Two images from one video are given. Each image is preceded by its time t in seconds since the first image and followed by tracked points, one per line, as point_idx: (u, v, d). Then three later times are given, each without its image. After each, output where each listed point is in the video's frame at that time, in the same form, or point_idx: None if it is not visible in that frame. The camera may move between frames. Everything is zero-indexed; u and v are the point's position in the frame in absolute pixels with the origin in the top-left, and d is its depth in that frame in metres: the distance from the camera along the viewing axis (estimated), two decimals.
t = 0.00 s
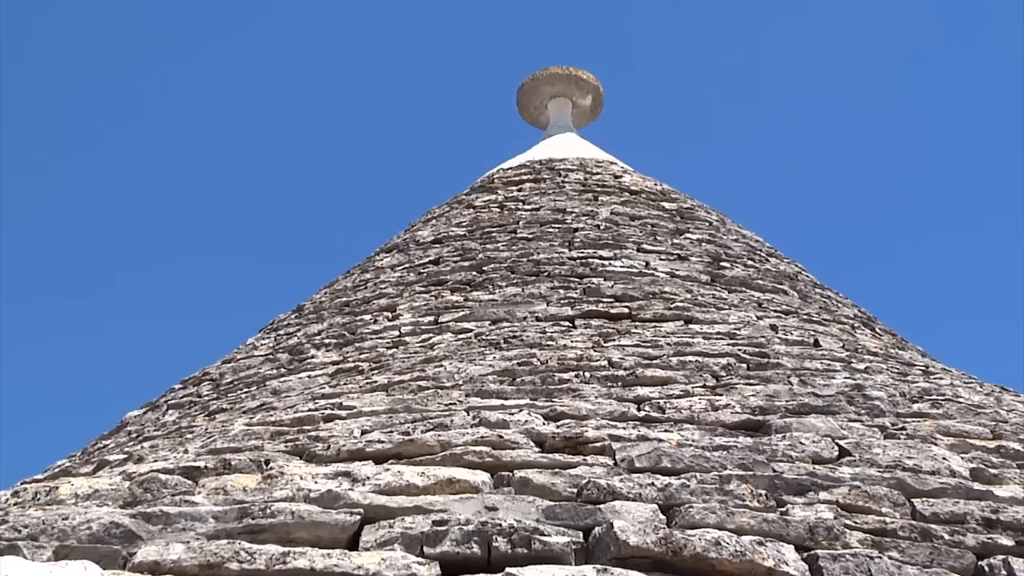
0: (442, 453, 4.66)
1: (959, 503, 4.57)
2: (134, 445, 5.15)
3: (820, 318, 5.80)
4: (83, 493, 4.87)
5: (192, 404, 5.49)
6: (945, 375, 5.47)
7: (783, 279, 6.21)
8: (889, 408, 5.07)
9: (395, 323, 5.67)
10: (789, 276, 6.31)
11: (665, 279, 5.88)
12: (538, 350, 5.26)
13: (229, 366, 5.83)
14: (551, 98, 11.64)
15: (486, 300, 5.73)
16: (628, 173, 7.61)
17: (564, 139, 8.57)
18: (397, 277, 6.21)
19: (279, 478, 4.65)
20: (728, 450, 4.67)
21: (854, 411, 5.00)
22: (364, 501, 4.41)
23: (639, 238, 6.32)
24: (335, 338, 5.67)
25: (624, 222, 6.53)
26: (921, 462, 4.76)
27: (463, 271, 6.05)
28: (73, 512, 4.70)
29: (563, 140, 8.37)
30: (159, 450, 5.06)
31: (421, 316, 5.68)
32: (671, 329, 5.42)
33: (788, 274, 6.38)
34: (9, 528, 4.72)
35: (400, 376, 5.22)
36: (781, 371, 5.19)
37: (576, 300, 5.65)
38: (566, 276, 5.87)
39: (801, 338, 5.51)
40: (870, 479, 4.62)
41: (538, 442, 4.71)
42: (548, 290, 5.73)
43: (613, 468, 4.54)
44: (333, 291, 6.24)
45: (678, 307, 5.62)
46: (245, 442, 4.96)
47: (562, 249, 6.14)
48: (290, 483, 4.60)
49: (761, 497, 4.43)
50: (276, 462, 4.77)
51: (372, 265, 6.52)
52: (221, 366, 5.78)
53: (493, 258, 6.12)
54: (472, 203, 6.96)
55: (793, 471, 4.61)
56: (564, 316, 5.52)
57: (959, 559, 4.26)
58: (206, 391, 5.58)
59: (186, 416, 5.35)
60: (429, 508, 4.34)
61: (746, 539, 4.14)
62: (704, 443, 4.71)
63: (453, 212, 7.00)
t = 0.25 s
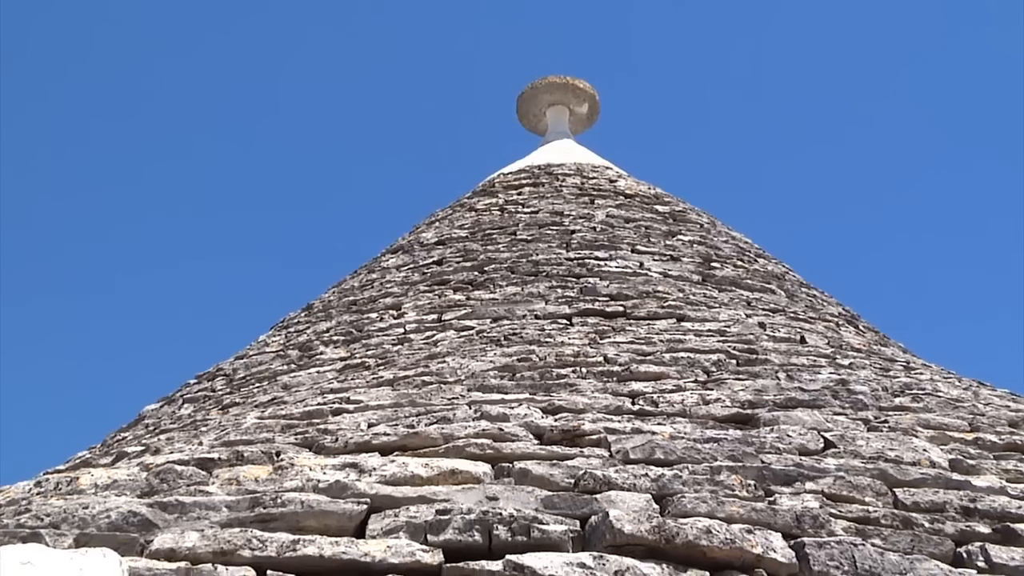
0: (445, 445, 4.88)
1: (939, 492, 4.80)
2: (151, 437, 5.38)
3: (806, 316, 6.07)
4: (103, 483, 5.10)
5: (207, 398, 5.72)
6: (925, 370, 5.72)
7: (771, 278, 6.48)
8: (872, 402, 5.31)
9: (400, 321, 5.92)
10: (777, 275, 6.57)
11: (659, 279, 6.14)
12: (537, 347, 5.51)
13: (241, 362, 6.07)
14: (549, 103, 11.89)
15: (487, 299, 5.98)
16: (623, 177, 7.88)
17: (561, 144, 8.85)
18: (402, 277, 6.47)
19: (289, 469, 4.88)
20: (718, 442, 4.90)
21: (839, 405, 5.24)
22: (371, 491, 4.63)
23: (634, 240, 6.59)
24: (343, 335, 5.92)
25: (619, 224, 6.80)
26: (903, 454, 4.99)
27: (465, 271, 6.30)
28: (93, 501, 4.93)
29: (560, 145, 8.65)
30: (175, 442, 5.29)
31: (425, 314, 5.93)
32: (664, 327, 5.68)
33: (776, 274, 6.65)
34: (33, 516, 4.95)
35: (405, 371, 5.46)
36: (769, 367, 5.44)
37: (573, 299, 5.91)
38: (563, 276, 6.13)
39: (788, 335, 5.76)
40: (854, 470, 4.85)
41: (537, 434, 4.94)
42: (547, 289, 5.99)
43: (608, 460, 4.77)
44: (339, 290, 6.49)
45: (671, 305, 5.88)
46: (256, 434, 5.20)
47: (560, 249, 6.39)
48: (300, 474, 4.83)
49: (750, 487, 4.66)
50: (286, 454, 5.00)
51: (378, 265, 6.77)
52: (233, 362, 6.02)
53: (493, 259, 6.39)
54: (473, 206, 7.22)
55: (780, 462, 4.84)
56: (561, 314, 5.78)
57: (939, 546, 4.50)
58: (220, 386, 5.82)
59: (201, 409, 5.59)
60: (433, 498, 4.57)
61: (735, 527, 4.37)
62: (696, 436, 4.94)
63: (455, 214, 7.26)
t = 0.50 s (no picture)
0: (448, 433, 5.11)
1: (921, 478, 5.03)
2: (166, 425, 5.61)
3: (793, 310, 6.32)
4: (120, 469, 5.33)
5: (219, 387, 5.96)
6: (908, 360, 5.97)
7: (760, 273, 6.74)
8: (857, 392, 5.54)
9: (405, 313, 6.16)
10: (766, 270, 6.83)
11: (653, 273, 6.39)
12: (536, 339, 5.74)
13: (252, 353, 6.31)
14: (548, 104, 12.20)
15: (488, 293, 6.22)
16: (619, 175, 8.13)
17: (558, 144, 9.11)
18: (406, 272, 6.71)
19: (298, 456, 5.11)
20: (710, 430, 5.13)
21: (825, 394, 5.48)
22: (376, 477, 4.85)
23: (629, 237, 6.84)
24: (349, 328, 6.16)
25: (615, 221, 7.05)
26: (887, 441, 5.22)
27: (467, 267, 6.54)
28: (112, 486, 5.16)
29: (558, 146, 8.91)
30: (189, 430, 5.52)
31: (429, 308, 6.17)
32: (657, 320, 5.92)
33: (766, 269, 6.90)
34: (53, 500, 5.17)
35: (410, 362, 5.70)
36: (759, 358, 5.68)
37: (570, 293, 6.15)
38: (561, 270, 6.37)
39: (777, 328, 6.01)
40: (839, 457, 5.07)
41: (536, 422, 5.17)
42: (546, 284, 6.23)
43: (605, 447, 5.00)
44: (346, 284, 6.73)
45: (664, 300, 6.13)
46: (267, 422, 5.43)
47: (558, 245, 6.64)
48: (308, 460, 5.05)
49: (740, 473, 4.88)
50: (296, 441, 5.23)
51: (382, 261, 7.01)
52: (244, 354, 6.25)
53: (494, 254, 6.63)
54: (474, 203, 7.47)
55: (769, 449, 5.06)
56: (559, 307, 6.02)
57: (920, 530, 4.73)
58: (232, 376, 6.05)
59: (213, 398, 5.82)
60: (436, 483, 4.79)
61: (726, 512, 4.60)
62: (689, 424, 5.17)
63: (457, 211, 7.51)
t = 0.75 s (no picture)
0: (451, 417, 5.36)
1: (903, 460, 5.27)
2: (183, 409, 5.86)
3: (781, 300, 6.60)
4: (139, 451, 5.58)
5: (233, 373, 6.22)
6: (891, 348, 6.24)
7: (750, 264, 7.03)
8: (842, 377, 5.81)
9: (410, 303, 6.43)
10: (756, 262, 7.11)
11: (647, 265, 6.67)
12: (536, 328, 6.00)
13: (264, 341, 6.57)
14: (548, 103, 12.51)
15: (490, 283, 6.49)
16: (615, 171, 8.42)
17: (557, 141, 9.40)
18: (411, 263, 6.98)
19: (308, 440, 5.35)
20: (702, 415, 5.38)
21: (811, 380, 5.74)
22: (382, 460, 5.09)
23: (625, 229, 7.12)
24: (357, 317, 6.42)
25: (611, 214, 7.34)
26: (870, 425, 5.47)
27: (470, 258, 6.81)
28: (131, 468, 5.41)
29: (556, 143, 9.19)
30: (204, 414, 5.77)
31: (433, 298, 6.43)
32: (652, 310, 6.20)
33: (755, 261, 7.19)
34: (75, 481, 5.42)
35: (415, 349, 5.96)
36: (748, 346, 5.95)
37: (569, 284, 6.42)
38: (560, 262, 6.65)
39: (766, 317, 6.29)
40: (825, 439, 5.32)
41: (536, 407, 5.42)
42: (545, 274, 6.51)
43: (601, 431, 5.25)
44: (353, 276, 7.00)
45: (658, 290, 6.41)
46: (278, 407, 5.69)
47: (557, 237, 6.91)
48: (318, 443, 5.30)
49: (730, 456, 5.13)
50: (306, 425, 5.48)
51: (388, 254, 7.28)
52: (255, 342, 6.50)
53: (496, 246, 6.91)
54: (476, 197, 7.74)
55: (759, 433, 5.31)
56: (558, 296, 6.29)
57: (902, 509, 4.98)
58: (245, 362, 6.31)
59: (227, 383, 6.07)
60: (439, 465, 5.04)
61: (717, 492, 4.85)
62: (683, 409, 5.42)
63: (459, 205, 7.78)
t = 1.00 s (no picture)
0: (454, 402, 5.60)
1: (887, 444, 5.51)
2: (196, 395, 6.11)
3: (771, 290, 6.87)
4: (154, 435, 5.82)
5: (244, 360, 6.46)
6: (875, 336, 6.50)
7: (740, 256, 7.29)
8: (829, 364, 6.07)
9: (415, 293, 6.69)
10: (746, 254, 7.38)
11: (642, 257, 6.93)
12: (535, 317, 6.25)
13: (273, 330, 6.81)
14: (547, 102, 12.75)
15: (491, 274, 6.74)
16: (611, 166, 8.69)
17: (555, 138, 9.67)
18: (414, 255, 7.22)
19: (317, 424, 5.59)
20: (694, 400, 5.62)
21: (799, 367, 5.99)
22: (387, 444, 5.32)
23: (621, 223, 7.38)
24: (362, 307, 6.68)
25: (608, 208, 7.61)
26: (856, 409, 5.71)
27: (472, 250, 7.06)
28: (146, 450, 5.65)
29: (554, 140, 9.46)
30: (217, 399, 6.01)
31: (436, 288, 6.68)
32: (646, 299, 6.45)
33: (746, 254, 7.46)
34: (93, 464, 5.66)
35: (419, 337, 6.20)
36: (739, 334, 6.21)
37: (567, 275, 6.68)
38: (558, 253, 6.91)
39: (756, 307, 6.55)
40: (812, 424, 5.56)
41: (535, 393, 5.66)
42: (544, 266, 6.76)
43: (598, 416, 5.48)
44: (359, 268, 7.26)
45: (653, 280, 6.67)
46: (288, 392, 5.93)
47: (555, 230, 7.18)
48: (326, 428, 5.53)
49: (721, 439, 5.37)
50: (314, 410, 5.72)
51: (392, 246, 7.53)
52: (264, 331, 6.74)
53: (496, 238, 7.16)
54: (477, 191, 8.00)
55: (749, 418, 5.55)
56: (556, 287, 6.55)
57: (886, 490, 5.22)
58: (255, 350, 6.55)
59: (239, 370, 6.32)
60: (442, 449, 5.27)
61: (709, 475, 5.09)
62: (676, 395, 5.66)
63: (461, 199, 8.03)
